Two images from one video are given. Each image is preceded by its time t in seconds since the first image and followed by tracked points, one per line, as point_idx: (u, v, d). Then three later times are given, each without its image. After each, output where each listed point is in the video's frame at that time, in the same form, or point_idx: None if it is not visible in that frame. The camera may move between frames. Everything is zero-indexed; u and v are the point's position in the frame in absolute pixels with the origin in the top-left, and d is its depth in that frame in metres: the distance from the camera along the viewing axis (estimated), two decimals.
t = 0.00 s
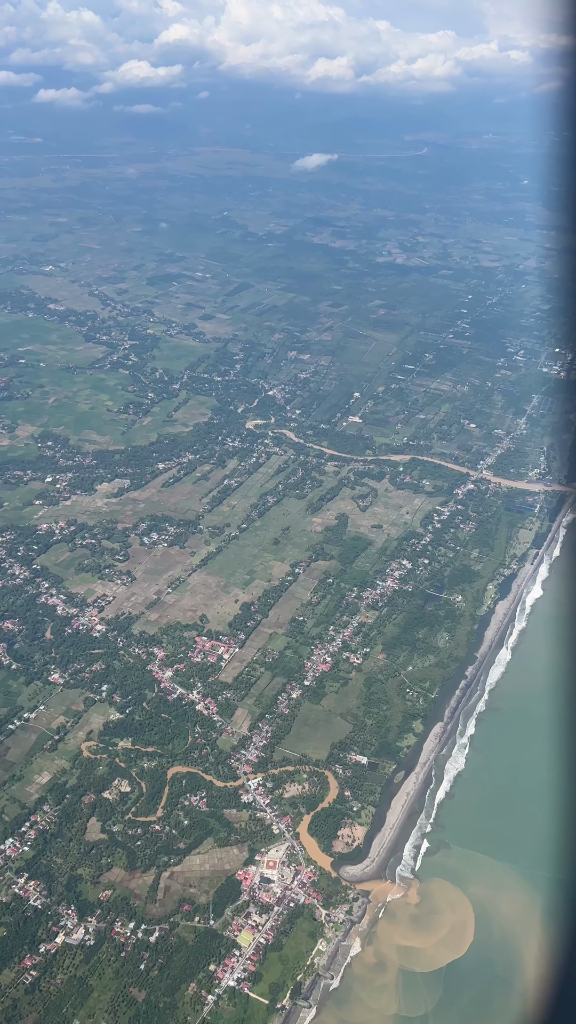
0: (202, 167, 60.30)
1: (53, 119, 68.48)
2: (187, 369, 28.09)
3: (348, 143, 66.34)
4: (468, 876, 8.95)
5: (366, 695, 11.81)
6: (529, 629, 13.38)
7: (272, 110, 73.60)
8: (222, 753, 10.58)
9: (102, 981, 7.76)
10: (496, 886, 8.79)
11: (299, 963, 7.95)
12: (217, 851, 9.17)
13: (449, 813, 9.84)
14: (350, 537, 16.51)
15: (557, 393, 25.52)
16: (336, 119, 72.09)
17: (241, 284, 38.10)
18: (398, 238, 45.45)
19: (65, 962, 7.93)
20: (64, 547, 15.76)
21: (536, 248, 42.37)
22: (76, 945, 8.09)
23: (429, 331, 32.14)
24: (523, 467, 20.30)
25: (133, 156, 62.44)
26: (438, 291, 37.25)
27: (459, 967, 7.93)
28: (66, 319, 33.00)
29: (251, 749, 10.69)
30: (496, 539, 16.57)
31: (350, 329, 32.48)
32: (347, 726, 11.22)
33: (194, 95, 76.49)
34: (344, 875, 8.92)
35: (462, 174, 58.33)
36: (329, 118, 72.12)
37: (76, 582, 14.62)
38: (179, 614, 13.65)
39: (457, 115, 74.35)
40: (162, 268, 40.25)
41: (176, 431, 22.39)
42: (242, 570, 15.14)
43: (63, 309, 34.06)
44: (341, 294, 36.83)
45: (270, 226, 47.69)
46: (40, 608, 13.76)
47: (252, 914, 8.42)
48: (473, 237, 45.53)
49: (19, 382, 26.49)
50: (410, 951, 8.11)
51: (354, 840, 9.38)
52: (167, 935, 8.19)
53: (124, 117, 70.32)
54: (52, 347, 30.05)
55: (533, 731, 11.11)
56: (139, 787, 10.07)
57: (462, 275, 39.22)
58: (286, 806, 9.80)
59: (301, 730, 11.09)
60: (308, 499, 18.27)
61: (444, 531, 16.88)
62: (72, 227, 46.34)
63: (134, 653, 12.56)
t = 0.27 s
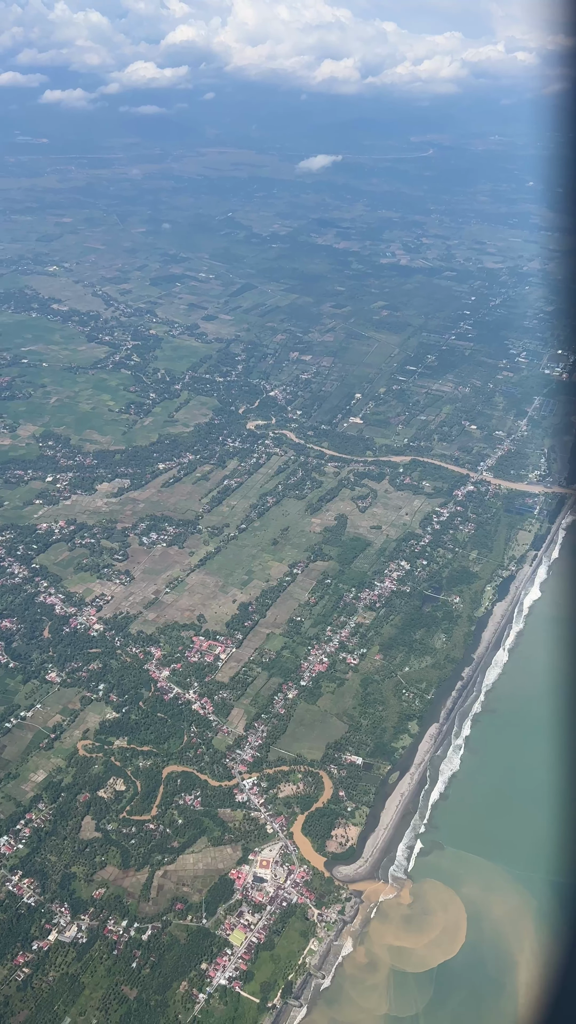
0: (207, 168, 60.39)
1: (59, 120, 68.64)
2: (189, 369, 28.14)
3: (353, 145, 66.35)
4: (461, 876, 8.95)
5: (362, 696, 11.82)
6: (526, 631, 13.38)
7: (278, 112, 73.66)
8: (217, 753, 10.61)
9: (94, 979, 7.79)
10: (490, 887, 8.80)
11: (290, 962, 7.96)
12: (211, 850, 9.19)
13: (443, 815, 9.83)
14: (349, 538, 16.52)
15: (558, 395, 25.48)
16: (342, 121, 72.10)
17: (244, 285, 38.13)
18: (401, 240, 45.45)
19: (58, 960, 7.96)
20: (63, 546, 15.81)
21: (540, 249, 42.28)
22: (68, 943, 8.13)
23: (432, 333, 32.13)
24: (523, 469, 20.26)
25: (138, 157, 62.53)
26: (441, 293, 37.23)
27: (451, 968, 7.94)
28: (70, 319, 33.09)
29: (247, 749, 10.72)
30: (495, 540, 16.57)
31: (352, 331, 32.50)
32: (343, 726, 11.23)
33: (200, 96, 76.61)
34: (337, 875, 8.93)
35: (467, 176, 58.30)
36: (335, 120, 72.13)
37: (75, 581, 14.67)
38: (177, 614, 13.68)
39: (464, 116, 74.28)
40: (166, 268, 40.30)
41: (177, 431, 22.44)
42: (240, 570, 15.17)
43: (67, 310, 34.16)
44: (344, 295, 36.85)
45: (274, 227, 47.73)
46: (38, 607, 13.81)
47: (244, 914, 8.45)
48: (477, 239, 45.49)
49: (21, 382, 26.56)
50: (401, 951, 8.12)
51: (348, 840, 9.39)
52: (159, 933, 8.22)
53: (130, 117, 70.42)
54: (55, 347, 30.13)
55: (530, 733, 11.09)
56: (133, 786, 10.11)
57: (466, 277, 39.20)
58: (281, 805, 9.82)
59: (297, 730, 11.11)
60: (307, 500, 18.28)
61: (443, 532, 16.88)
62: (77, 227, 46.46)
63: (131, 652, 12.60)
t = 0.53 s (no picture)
0: (212, 169, 60.47)
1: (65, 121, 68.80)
2: (191, 370, 28.19)
3: (358, 146, 66.36)
4: (454, 877, 8.97)
5: (358, 697, 11.82)
6: (524, 632, 13.38)
7: (283, 113, 73.72)
8: (213, 753, 10.63)
9: (86, 977, 7.81)
10: (482, 888, 8.80)
11: (282, 962, 7.98)
12: (205, 849, 9.21)
13: (437, 815, 9.84)
14: (348, 539, 16.52)
15: (560, 396, 25.42)
16: (348, 122, 72.11)
17: (247, 286, 38.17)
18: (405, 241, 45.44)
19: (50, 958, 7.99)
20: (63, 546, 15.85)
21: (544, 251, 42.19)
22: (61, 940, 8.16)
23: (434, 334, 32.11)
24: (523, 471, 20.23)
25: (144, 158, 62.65)
26: (444, 294, 37.21)
27: (443, 969, 7.94)
28: (73, 320, 33.19)
29: (242, 749, 10.74)
30: (494, 542, 16.55)
31: (355, 332, 32.51)
32: (338, 727, 11.24)
33: (205, 97, 76.72)
34: (330, 876, 8.95)
35: (472, 177, 58.24)
36: (340, 121, 72.14)
37: (74, 580, 14.71)
38: (175, 614, 13.70)
39: (470, 117, 74.18)
40: (169, 269, 40.36)
41: (178, 432, 22.48)
42: (239, 570, 15.19)
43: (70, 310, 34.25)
44: (347, 296, 36.85)
45: (278, 228, 47.76)
46: (36, 606, 13.86)
47: (237, 913, 8.47)
48: (481, 240, 45.46)
49: (23, 382, 26.65)
50: (394, 952, 8.13)
51: (342, 840, 9.41)
52: (152, 932, 8.24)
53: (135, 119, 70.55)
54: (58, 347, 30.22)
55: (526, 735, 11.08)
56: (129, 785, 10.13)
57: (469, 278, 39.17)
58: (275, 805, 9.83)
59: (292, 730, 11.12)
60: (307, 501, 18.28)
61: (442, 534, 16.87)
62: (81, 228, 46.57)
63: (128, 652, 12.63)
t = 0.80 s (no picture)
0: (218, 170, 60.58)
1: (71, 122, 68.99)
2: (193, 371, 28.24)
3: (364, 148, 66.42)
4: (447, 877, 8.98)
5: (355, 698, 11.84)
6: (521, 634, 13.38)
7: (289, 115, 73.83)
8: (209, 753, 10.65)
9: (78, 975, 7.84)
10: (476, 890, 8.81)
11: (274, 962, 7.99)
12: (199, 849, 9.24)
13: (431, 816, 9.85)
14: (347, 540, 16.54)
15: (562, 399, 25.40)
16: (354, 123, 72.17)
17: (251, 287, 38.23)
18: (410, 243, 45.47)
19: (43, 956, 8.02)
20: (62, 546, 15.91)
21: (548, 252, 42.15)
22: (54, 938, 8.19)
23: (437, 336, 32.13)
24: (524, 473, 20.23)
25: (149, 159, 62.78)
26: (447, 296, 37.20)
27: (435, 970, 7.95)
28: (76, 320, 33.30)
29: (238, 749, 10.76)
30: (493, 544, 16.55)
31: (357, 333, 32.52)
32: (334, 728, 11.26)
33: (211, 98, 76.85)
34: (324, 875, 8.97)
35: (477, 179, 58.22)
36: (346, 122, 72.21)
37: (73, 580, 14.76)
38: (173, 614, 13.74)
39: (476, 118, 74.06)
40: (173, 270, 40.45)
41: (179, 432, 22.53)
42: (238, 571, 15.22)
43: (74, 311, 34.35)
44: (350, 298, 36.89)
45: (282, 229, 47.82)
46: (35, 606, 13.90)
47: (230, 913, 8.49)
48: (485, 242, 45.41)
49: (26, 382, 26.74)
50: (386, 952, 8.14)
51: (336, 841, 9.42)
52: (145, 931, 8.26)
53: (141, 120, 70.71)
54: (61, 347, 30.32)
55: (523, 736, 11.09)
56: (124, 784, 10.17)
57: (473, 280, 39.14)
58: (270, 806, 9.85)
59: (288, 731, 11.15)
60: (307, 502, 18.31)
61: (441, 535, 16.89)
62: (86, 229, 46.70)
63: (126, 652, 12.67)
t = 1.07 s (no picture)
0: (224, 172, 60.71)
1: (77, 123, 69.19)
2: (195, 372, 28.30)
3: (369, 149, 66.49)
4: (441, 878, 8.99)
5: (352, 699, 11.85)
6: (519, 636, 13.38)
7: (296, 117, 73.95)
8: (205, 753, 10.67)
9: (71, 973, 7.87)
10: (469, 891, 8.82)
11: (267, 962, 8.01)
12: (193, 849, 9.26)
13: (427, 817, 9.85)
14: (347, 541, 16.56)
15: (565, 401, 25.38)
16: (360, 125, 72.23)
17: (255, 289, 38.29)
18: (415, 245, 45.49)
19: (37, 953, 8.06)
20: (63, 546, 15.96)
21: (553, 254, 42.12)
22: (48, 936, 8.22)
23: (440, 338, 32.13)
24: (525, 475, 20.23)
25: (156, 161, 62.93)
26: (451, 298, 37.19)
27: (427, 970, 7.96)
28: (80, 321, 33.41)
29: (234, 749, 10.79)
30: (492, 545, 16.55)
31: (360, 335, 32.54)
32: (331, 729, 11.27)
33: (218, 99, 77.01)
34: (317, 876, 8.98)
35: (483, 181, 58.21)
36: (353, 124, 72.30)
37: (72, 580, 14.81)
38: (172, 614, 13.78)
39: (483, 120, 73.97)
40: (178, 271, 40.53)
41: (181, 433, 22.58)
42: (237, 572, 15.26)
43: (78, 311, 34.45)
44: (354, 299, 36.92)
45: (287, 231, 47.89)
46: (35, 606, 13.95)
47: (223, 913, 8.50)
48: (490, 244, 45.39)
49: (28, 382, 26.82)
50: (379, 953, 8.15)
51: (330, 842, 9.43)
52: (138, 930, 8.29)
53: (147, 121, 70.87)
54: (64, 348, 30.41)
55: (520, 739, 11.08)
56: (120, 783, 10.20)
57: (477, 282, 39.11)
58: (265, 806, 9.87)
59: (285, 731, 11.16)
60: (307, 503, 18.33)
61: (441, 537, 16.89)
62: (91, 230, 46.83)
63: (124, 652, 12.71)
